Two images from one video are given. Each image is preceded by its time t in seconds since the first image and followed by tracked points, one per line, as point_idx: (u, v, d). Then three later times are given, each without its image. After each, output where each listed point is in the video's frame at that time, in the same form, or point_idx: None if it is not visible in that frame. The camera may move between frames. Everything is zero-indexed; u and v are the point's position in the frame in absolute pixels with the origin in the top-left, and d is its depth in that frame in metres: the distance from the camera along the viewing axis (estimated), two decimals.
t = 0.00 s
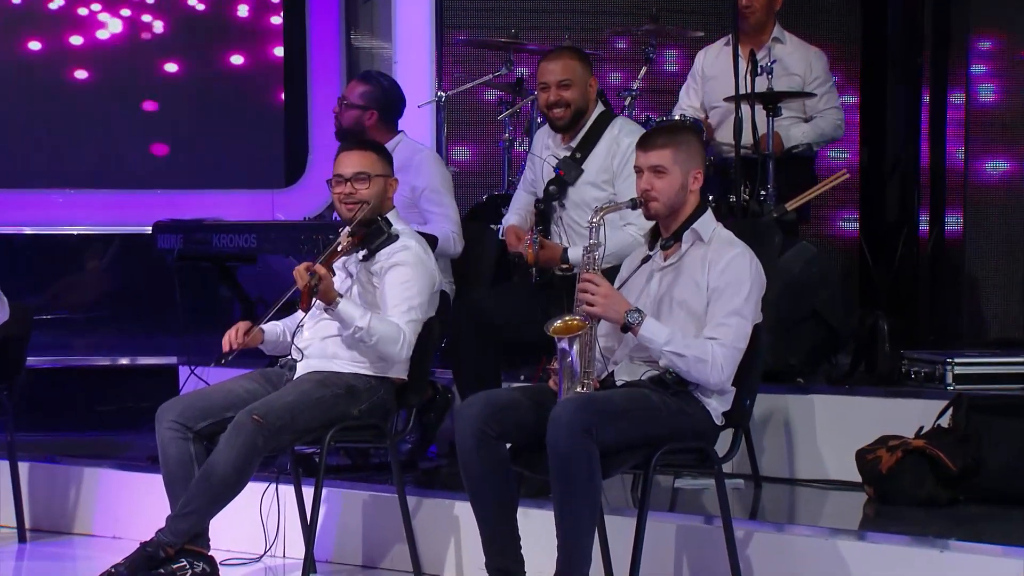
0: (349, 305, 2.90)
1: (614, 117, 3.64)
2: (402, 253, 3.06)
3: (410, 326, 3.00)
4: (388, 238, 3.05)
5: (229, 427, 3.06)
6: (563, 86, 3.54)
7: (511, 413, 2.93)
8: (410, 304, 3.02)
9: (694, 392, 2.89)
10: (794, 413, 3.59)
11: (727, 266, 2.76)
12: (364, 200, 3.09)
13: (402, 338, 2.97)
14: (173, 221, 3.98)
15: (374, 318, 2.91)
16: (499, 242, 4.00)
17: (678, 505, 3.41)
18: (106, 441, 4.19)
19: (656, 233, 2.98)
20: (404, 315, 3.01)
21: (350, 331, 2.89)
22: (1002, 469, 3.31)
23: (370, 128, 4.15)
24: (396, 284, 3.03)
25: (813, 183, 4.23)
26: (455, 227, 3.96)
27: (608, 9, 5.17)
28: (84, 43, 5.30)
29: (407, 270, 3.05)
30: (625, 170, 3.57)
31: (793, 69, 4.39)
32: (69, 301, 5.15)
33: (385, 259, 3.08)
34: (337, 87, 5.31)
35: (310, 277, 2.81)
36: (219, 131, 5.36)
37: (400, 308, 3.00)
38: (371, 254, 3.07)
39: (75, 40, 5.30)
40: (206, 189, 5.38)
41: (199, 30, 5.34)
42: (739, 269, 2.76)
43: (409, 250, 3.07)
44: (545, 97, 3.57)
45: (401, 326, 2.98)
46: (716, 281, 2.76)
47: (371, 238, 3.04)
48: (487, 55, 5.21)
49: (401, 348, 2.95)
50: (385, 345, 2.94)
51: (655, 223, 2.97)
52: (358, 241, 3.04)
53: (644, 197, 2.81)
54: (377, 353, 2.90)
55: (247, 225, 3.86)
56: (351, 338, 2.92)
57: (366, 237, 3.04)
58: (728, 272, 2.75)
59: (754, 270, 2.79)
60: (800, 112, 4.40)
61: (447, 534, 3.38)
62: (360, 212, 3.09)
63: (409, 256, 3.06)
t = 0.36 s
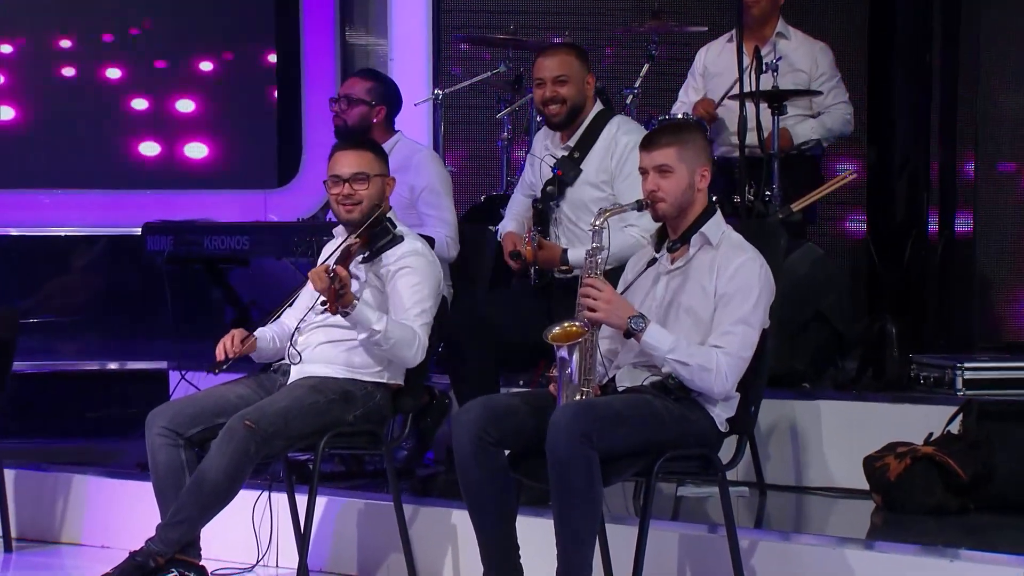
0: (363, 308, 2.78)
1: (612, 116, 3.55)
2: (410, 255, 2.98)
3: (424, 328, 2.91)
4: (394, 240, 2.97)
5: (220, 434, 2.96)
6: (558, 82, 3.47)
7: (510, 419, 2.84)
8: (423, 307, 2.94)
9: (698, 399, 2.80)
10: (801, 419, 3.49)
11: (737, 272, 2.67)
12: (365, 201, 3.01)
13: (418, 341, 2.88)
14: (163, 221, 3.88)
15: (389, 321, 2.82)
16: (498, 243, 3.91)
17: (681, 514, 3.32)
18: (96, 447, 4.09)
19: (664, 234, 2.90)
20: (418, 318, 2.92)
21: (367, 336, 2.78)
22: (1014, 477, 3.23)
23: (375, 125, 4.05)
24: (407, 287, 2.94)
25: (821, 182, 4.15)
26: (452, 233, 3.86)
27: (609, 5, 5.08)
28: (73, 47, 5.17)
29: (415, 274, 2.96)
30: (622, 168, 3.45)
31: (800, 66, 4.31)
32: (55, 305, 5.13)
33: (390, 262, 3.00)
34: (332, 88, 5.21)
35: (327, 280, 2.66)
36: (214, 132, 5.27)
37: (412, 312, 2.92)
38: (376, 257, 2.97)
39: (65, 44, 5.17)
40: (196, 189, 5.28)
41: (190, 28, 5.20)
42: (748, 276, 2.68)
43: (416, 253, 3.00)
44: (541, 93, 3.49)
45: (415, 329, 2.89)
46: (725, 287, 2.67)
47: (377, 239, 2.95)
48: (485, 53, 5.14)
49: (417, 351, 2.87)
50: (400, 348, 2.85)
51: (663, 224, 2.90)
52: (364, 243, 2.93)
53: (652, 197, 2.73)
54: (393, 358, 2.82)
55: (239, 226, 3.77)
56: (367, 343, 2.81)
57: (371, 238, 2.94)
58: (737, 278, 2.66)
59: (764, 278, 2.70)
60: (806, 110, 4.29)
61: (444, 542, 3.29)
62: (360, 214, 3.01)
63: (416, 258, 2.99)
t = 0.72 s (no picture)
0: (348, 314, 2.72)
1: (619, 115, 3.47)
2: (402, 259, 2.89)
3: (412, 335, 2.83)
4: (386, 242, 2.89)
5: (214, 442, 2.86)
6: (558, 85, 3.38)
7: (512, 427, 2.75)
8: (411, 312, 2.85)
9: (706, 407, 2.71)
10: (810, 426, 3.41)
11: (746, 277, 2.58)
12: (360, 204, 2.93)
13: (405, 348, 2.80)
14: (154, 223, 3.80)
15: (375, 328, 2.74)
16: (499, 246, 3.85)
17: (687, 524, 3.23)
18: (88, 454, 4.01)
19: (671, 237, 2.82)
20: (407, 324, 2.84)
21: (350, 343, 2.71)
22: None
23: (374, 127, 3.96)
24: (395, 291, 2.85)
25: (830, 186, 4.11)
26: (459, 234, 3.78)
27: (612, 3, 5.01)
28: (65, 45, 5.09)
29: (407, 277, 2.87)
30: (626, 172, 3.38)
31: (810, 67, 4.24)
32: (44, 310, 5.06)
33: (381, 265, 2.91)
34: (331, 88, 5.12)
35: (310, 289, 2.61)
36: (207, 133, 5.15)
37: (402, 317, 2.84)
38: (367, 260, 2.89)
39: (55, 41, 5.08)
40: (187, 191, 5.18)
41: (183, 26, 5.14)
42: (758, 280, 2.59)
43: (409, 255, 2.90)
44: (540, 96, 3.40)
45: (403, 336, 2.81)
46: (735, 293, 2.58)
47: (370, 241, 2.87)
48: (485, 52, 5.06)
49: (404, 358, 2.79)
50: (387, 356, 2.78)
51: (670, 226, 2.82)
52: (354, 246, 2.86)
53: (661, 200, 2.65)
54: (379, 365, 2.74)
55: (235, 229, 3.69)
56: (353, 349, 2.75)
57: (364, 240, 2.86)
58: (747, 284, 2.57)
59: (776, 283, 2.61)
60: (814, 110, 4.20)
61: (444, 553, 3.21)
62: (355, 217, 2.94)
63: (408, 261, 2.90)
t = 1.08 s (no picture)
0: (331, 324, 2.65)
1: (616, 123, 3.41)
2: (388, 267, 2.84)
3: (397, 346, 2.76)
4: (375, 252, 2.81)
5: (206, 456, 2.77)
6: (555, 96, 3.33)
7: (509, 440, 2.67)
8: (397, 323, 2.78)
9: (704, 416, 2.64)
10: (813, 439, 3.34)
11: (743, 282, 2.52)
12: (348, 214, 2.86)
13: (390, 361, 2.73)
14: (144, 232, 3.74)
15: (358, 339, 2.67)
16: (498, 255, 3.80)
17: (688, 540, 3.16)
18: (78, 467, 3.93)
19: (667, 246, 2.75)
20: (390, 335, 2.77)
21: (332, 354, 2.65)
22: None
23: (369, 130, 3.91)
24: (381, 301, 2.79)
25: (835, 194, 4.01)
26: (457, 245, 3.72)
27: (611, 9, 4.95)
28: (51, 43, 5.06)
29: (394, 286, 2.81)
30: (626, 180, 3.32)
31: (813, 73, 4.18)
32: (35, 320, 4.98)
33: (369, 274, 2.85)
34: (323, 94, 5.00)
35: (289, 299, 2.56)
36: (199, 139, 5.13)
37: (387, 328, 2.77)
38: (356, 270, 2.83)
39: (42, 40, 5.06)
40: (179, 200, 5.12)
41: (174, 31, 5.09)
42: (755, 286, 2.53)
43: (394, 264, 2.84)
44: (536, 108, 3.36)
45: (388, 348, 2.74)
46: (732, 299, 2.52)
47: (357, 251, 2.78)
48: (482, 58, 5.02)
49: (388, 371, 2.72)
50: (371, 368, 2.71)
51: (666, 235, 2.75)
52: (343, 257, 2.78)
53: (653, 208, 2.60)
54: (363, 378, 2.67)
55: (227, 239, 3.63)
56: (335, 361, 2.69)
57: (350, 252, 2.77)
58: (744, 290, 2.51)
59: (772, 288, 2.55)
60: (818, 119, 4.18)
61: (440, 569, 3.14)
62: (343, 227, 2.87)
63: (396, 269, 2.84)
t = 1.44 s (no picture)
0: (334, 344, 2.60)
1: (609, 138, 3.37)
2: (384, 285, 2.79)
3: (396, 368, 2.71)
4: (368, 268, 2.78)
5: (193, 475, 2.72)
6: (547, 106, 3.30)
7: (500, 461, 2.62)
8: (396, 343, 2.73)
9: (699, 438, 2.59)
10: (808, 459, 3.30)
11: (741, 302, 2.48)
12: (346, 233, 2.83)
13: (389, 382, 2.69)
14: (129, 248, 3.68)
15: (359, 360, 2.63)
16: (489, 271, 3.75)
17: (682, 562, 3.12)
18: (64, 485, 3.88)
19: (664, 262, 2.71)
20: (391, 356, 2.72)
21: (334, 374, 2.60)
22: None
23: (362, 145, 3.84)
24: (379, 321, 2.75)
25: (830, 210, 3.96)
26: (448, 264, 3.68)
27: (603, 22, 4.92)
28: (37, 62, 4.99)
29: (392, 305, 2.76)
30: (618, 195, 3.26)
31: (807, 87, 4.14)
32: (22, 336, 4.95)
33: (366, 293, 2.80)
34: (313, 107, 4.98)
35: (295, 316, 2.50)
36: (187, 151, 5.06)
37: (384, 347, 2.72)
38: (352, 288, 2.79)
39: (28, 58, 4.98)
40: (166, 213, 5.07)
41: (161, 43, 5.03)
42: (753, 305, 2.48)
43: (396, 284, 2.79)
44: (529, 117, 3.32)
45: (386, 369, 2.69)
46: (729, 318, 2.47)
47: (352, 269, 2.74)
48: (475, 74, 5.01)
49: (387, 392, 2.68)
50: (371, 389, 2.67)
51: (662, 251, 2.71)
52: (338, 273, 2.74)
53: (648, 224, 2.56)
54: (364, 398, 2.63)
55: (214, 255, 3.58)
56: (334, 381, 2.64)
57: (348, 269, 2.77)
58: (742, 308, 2.47)
59: (771, 307, 2.51)
60: (813, 133, 4.12)
61: None
62: (340, 244, 2.83)
63: (393, 288, 2.79)
